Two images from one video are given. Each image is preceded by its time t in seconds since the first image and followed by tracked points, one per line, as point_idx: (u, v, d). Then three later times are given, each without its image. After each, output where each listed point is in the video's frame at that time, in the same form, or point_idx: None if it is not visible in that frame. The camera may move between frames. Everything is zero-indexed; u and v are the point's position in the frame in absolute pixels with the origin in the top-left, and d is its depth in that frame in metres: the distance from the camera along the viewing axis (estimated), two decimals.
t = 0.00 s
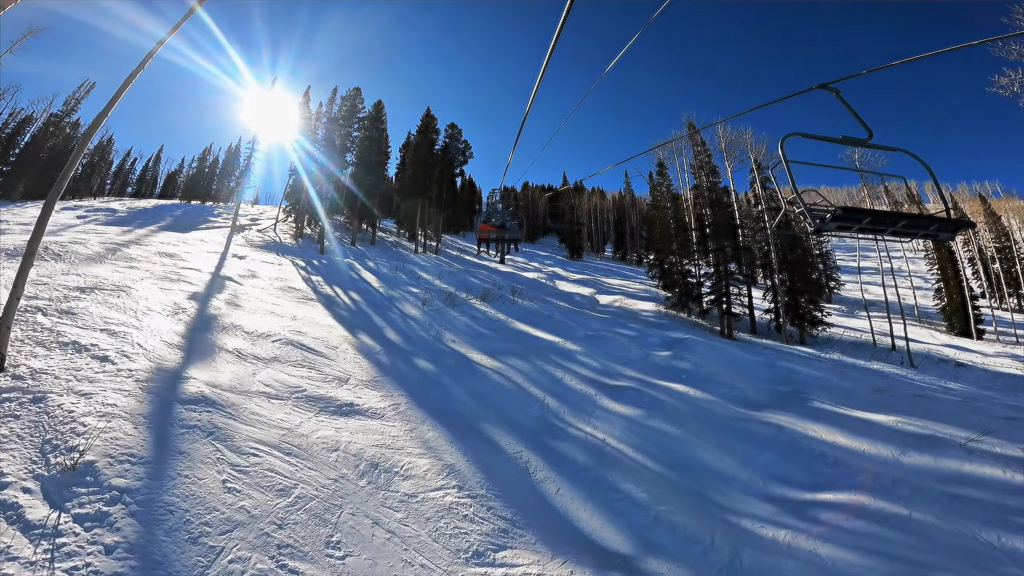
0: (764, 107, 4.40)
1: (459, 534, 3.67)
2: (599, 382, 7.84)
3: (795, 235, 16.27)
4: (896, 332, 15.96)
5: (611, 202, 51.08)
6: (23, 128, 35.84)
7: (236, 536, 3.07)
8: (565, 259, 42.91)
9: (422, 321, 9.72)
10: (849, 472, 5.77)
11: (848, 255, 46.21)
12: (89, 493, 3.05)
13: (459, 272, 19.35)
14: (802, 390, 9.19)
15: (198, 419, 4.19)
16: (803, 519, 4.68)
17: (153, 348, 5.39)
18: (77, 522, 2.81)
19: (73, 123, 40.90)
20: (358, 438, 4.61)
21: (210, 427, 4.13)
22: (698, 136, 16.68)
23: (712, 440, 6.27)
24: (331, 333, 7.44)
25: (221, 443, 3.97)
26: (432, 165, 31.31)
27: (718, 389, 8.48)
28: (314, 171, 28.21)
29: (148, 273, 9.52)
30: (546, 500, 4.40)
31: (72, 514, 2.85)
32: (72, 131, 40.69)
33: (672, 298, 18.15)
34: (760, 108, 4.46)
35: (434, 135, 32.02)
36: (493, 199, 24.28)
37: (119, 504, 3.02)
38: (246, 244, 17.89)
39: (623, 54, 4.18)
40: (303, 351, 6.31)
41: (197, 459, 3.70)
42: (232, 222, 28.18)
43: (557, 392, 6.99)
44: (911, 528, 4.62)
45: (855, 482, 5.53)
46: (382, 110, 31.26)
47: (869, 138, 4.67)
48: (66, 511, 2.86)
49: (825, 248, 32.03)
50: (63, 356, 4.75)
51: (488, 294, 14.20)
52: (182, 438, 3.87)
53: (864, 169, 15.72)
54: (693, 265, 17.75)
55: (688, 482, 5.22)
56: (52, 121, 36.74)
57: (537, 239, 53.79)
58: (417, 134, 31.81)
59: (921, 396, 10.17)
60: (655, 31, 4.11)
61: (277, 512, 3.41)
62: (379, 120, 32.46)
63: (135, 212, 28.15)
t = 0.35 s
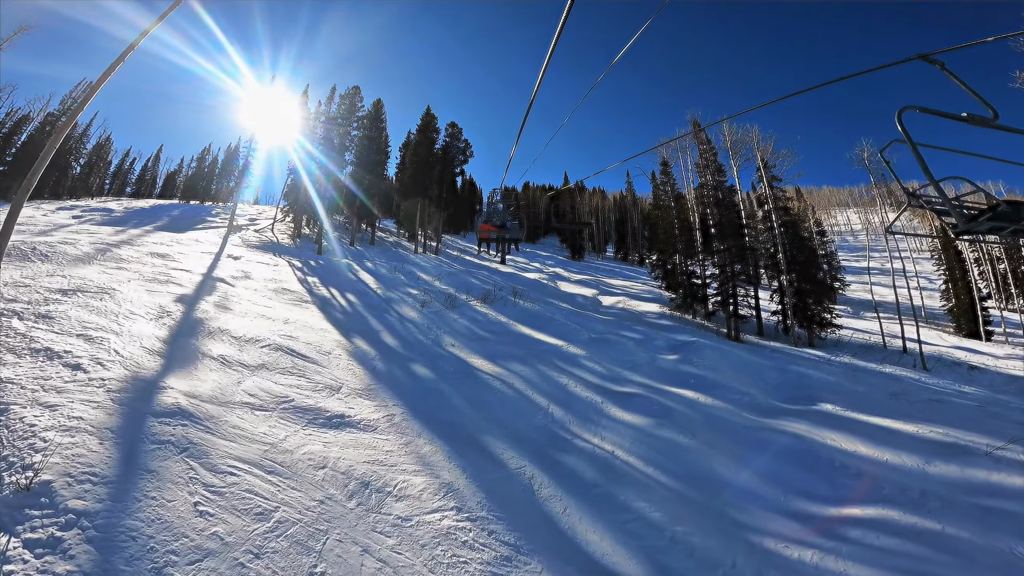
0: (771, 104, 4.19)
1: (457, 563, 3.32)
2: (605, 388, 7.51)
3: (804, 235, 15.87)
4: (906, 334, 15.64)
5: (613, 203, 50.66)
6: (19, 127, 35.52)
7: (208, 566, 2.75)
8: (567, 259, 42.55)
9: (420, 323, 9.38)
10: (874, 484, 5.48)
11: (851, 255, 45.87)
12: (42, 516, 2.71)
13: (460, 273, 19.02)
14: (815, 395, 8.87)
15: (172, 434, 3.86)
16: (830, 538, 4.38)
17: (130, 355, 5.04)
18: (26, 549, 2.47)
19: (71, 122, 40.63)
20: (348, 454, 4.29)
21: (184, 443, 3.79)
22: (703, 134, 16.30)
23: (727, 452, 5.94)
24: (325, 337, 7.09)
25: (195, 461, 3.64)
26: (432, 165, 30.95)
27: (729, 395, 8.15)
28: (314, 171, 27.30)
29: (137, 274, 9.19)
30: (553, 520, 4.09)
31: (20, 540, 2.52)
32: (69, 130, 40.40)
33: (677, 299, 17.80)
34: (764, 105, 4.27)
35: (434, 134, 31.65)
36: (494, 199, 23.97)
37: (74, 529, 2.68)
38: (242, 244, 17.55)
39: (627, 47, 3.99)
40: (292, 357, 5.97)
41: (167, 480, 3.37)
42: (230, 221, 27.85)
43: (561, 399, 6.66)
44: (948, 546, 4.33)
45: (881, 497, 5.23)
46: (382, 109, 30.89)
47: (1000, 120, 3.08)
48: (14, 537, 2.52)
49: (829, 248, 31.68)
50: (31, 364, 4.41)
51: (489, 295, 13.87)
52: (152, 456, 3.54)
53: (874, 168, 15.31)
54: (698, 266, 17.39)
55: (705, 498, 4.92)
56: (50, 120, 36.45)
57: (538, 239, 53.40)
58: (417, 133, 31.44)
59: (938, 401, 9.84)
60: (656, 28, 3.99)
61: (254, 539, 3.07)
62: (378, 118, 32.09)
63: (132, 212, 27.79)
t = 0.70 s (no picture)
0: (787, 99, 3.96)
1: None
2: (611, 397, 7.17)
3: (810, 237, 15.61)
4: (914, 338, 15.33)
5: (613, 204, 50.34)
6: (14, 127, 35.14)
7: None
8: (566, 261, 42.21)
9: (417, 328, 9.02)
10: (900, 499, 5.18)
11: (852, 258, 45.69)
12: None
13: (459, 275, 18.68)
14: (827, 403, 8.56)
15: (138, 453, 3.51)
16: (861, 561, 4.06)
17: (102, 365, 4.69)
18: None
19: (66, 123, 40.22)
20: (334, 474, 3.96)
21: (150, 463, 3.45)
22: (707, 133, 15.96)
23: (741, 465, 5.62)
24: (316, 344, 6.74)
25: (162, 483, 3.30)
26: (431, 166, 30.62)
27: (739, 403, 7.83)
28: (313, 172, 26.90)
29: (121, 277, 8.83)
30: (561, 546, 3.74)
31: None
32: (64, 131, 39.98)
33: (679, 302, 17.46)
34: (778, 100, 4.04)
35: (434, 134, 31.33)
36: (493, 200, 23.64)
37: (17, 560, 2.33)
38: (237, 246, 17.19)
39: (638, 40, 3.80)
40: (278, 366, 5.62)
41: (127, 504, 3.02)
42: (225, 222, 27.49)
43: (564, 410, 6.33)
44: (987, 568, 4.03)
45: (909, 514, 4.93)
46: (380, 109, 30.55)
47: None
48: None
49: (831, 251, 31.40)
50: None
51: (488, 298, 13.54)
52: (114, 477, 3.19)
53: (883, 169, 14.94)
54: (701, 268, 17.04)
55: (721, 517, 4.60)
56: (44, 120, 36.05)
57: (537, 241, 53.00)
58: (416, 134, 31.11)
59: (952, 407, 9.55)
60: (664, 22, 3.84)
61: (224, 573, 2.72)
62: (377, 119, 31.76)
63: (126, 213, 27.36)
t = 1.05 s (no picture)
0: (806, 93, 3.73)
1: None
2: (616, 405, 6.85)
3: (817, 236, 15.33)
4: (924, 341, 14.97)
5: (614, 204, 49.94)
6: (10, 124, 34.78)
7: None
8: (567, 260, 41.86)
9: (414, 331, 8.69)
10: (927, 515, 4.87)
11: (854, 259, 45.35)
12: None
13: (459, 275, 18.33)
14: (840, 410, 8.23)
15: (100, 472, 3.19)
16: None
17: (71, 373, 4.35)
18: None
19: (63, 120, 39.89)
20: (319, 495, 3.64)
21: (113, 483, 3.13)
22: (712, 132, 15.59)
23: (757, 480, 5.31)
24: (306, 348, 6.41)
25: (125, 505, 2.97)
26: (431, 164, 30.25)
27: (750, 411, 7.51)
28: (314, 171, 26.38)
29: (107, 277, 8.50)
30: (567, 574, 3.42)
31: None
32: (61, 128, 39.69)
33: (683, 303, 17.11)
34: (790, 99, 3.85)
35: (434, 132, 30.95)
36: (493, 199, 23.30)
37: None
38: (232, 244, 16.83)
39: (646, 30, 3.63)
40: (264, 373, 5.29)
41: (83, 529, 2.71)
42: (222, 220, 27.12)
43: (568, 419, 6.01)
44: None
45: (938, 531, 4.63)
46: (379, 106, 30.18)
47: None
48: None
49: (835, 251, 31.06)
50: None
51: (488, 299, 13.20)
52: (71, 498, 2.87)
53: (892, 168, 14.60)
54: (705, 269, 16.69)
55: (739, 538, 4.28)
56: (41, 118, 35.75)
57: (537, 240, 52.60)
58: (416, 131, 30.74)
59: (968, 413, 9.23)
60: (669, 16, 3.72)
61: None
62: (376, 117, 31.37)
63: (121, 211, 27.00)
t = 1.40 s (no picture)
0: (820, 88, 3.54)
1: None
2: (621, 413, 6.52)
3: (824, 237, 15.02)
4: (932, 343, 14.64)
5: (615, 204, 49.60)
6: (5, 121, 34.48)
7: None
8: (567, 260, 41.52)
9: (409, 334, 8.35)
10: (956, 532, 4.55)
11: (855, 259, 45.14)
12: None
13: (457, 275, 18.01)
14: (853, 417, 7.90)
15: (53, 492, 2.86)
16: None
17: (34, 382, 4.02)
18: None
19: (58, 117, 39.60)
20: (299, 518, 3.32)
21: (68, 504, 2.80)
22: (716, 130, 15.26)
23: (773, 495, 4.98)
24: (294, 354, 6.07)
25: (79, 529, 2.65)
26: (430, 162, 29.89)
27: (761, 418, 7.18)
28: (314, 170, 26.09)
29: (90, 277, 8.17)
30: None
31: None
32: (57, 126, 39.34)
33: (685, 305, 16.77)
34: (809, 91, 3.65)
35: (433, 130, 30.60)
36: (492, 198, 22.94)
37: None
38: (225, 243, 16.50)
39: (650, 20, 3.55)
40: (246, 382, 4.97)
41: (28, 557, 2.38)
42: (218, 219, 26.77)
43: (570, 430, 5.69)
44: None
45: (970, 550, 4.31)
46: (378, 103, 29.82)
47: None
48: None
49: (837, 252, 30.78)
50: None
51: (487, 300, 12.86)
52: (17, 522, 2.55)
53: (901, 168, 14.27)
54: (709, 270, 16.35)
55: (757, 559, 3.96)
56: (35, 115, 35.40)
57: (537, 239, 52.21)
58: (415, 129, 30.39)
59: (983, 420, 8.90)
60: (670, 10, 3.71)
61: None
62: (374, 114, 31.01)
63: (115, 209, 26.62)
